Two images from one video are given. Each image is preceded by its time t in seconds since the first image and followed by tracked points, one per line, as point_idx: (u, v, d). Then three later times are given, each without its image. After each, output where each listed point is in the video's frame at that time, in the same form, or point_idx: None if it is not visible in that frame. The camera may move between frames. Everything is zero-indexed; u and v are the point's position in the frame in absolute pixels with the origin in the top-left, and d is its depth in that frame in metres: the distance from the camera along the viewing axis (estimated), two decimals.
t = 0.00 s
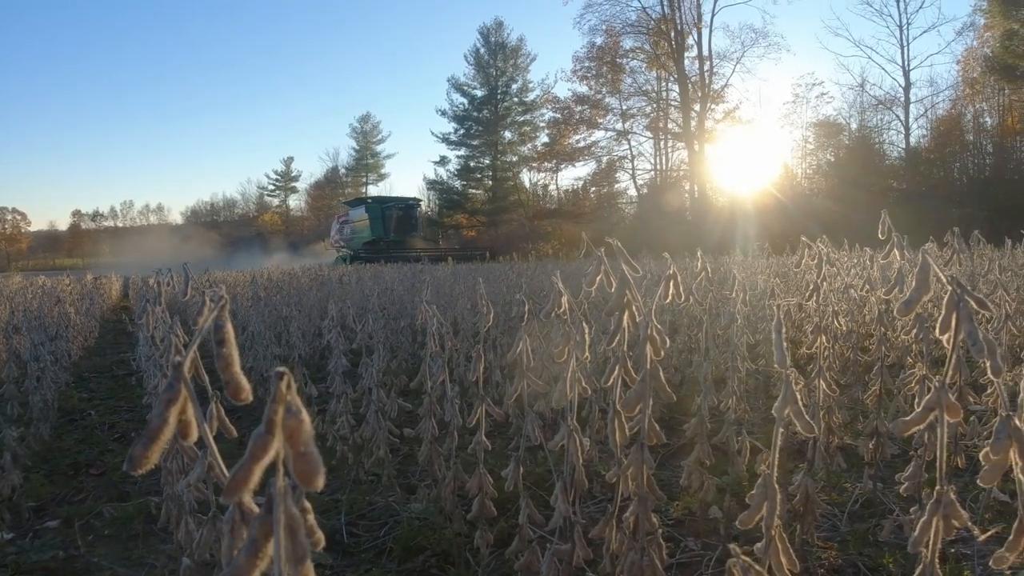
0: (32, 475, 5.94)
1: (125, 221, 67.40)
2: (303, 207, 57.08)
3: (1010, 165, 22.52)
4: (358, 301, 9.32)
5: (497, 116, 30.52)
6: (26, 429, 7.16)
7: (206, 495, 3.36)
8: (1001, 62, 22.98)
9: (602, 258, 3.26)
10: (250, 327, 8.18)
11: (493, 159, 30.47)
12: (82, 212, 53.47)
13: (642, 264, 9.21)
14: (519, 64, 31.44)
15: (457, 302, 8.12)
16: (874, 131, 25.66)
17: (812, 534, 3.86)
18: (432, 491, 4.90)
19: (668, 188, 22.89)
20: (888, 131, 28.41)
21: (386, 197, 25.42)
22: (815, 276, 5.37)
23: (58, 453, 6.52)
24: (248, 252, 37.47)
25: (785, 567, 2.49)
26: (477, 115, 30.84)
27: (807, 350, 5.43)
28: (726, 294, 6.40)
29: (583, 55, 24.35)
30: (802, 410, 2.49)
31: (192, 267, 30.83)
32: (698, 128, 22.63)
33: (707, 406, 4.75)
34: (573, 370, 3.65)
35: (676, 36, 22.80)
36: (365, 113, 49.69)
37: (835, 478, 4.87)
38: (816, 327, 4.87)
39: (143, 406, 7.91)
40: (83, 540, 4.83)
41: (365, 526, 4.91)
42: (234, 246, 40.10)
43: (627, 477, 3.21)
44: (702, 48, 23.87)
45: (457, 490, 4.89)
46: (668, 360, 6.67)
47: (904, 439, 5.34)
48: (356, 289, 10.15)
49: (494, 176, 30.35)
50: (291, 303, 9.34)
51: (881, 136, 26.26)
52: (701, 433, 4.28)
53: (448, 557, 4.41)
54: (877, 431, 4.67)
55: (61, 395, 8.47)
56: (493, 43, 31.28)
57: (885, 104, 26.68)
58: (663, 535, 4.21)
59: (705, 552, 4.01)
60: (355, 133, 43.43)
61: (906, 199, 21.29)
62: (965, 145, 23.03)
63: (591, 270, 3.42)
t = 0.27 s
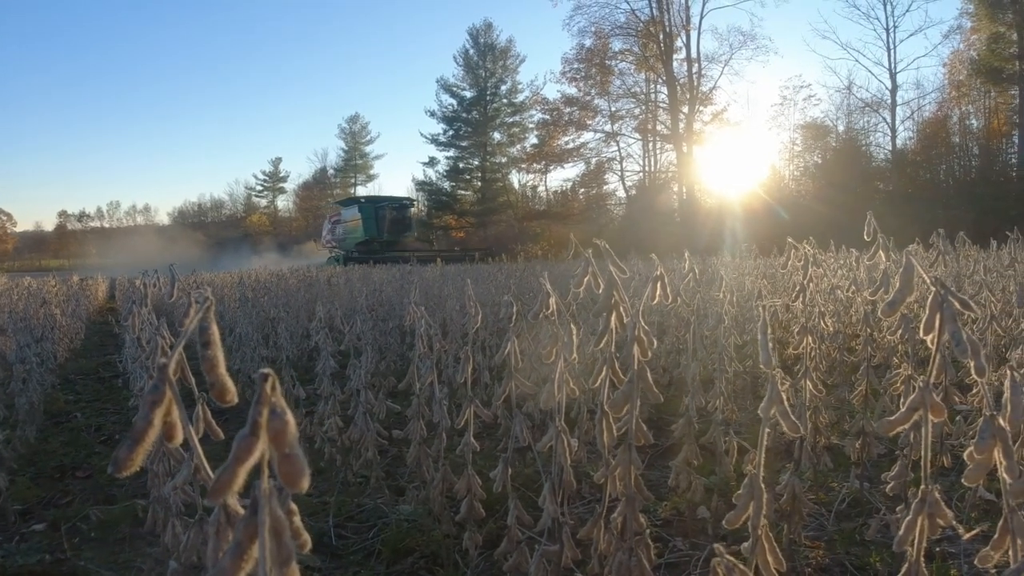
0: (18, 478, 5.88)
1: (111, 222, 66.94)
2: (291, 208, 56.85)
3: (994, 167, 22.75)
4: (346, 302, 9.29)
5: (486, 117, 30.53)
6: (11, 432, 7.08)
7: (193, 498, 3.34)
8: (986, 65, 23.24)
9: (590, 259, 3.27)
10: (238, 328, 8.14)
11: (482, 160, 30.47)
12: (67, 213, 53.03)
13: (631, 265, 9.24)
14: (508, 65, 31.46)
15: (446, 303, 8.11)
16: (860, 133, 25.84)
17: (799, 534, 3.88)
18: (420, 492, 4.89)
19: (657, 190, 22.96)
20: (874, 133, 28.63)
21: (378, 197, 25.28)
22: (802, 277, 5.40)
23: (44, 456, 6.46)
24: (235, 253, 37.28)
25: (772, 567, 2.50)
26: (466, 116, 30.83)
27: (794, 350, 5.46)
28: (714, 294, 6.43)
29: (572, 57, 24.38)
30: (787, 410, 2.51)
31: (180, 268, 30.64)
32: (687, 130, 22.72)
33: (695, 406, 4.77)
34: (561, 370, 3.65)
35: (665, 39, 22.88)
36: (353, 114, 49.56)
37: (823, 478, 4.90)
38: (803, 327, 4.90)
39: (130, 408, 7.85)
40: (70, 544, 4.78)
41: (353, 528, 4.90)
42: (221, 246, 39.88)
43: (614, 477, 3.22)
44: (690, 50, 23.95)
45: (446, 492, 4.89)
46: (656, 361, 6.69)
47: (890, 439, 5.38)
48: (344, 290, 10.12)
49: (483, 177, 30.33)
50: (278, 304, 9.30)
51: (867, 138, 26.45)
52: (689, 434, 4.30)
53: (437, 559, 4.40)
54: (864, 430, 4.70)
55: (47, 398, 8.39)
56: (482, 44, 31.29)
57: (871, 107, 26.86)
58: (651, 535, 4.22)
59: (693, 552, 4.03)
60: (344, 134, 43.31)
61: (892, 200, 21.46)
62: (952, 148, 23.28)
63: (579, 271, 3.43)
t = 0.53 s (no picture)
0: (3, 480, 5.83)
1: (98, 223, 66.50)
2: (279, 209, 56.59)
3: (980, 169, 22.94)
4: (335, 303, 9.25)
5: (475, 118, 30.53)
6: None
7: (180, 499, 3.31)
8: (974, 66, 23.78)
9: (579, 259, 3.27)
10: (226, 329, 8.10)
11: (472, 161, 30.48)
12: (53, 214, 52.63)
13: (620, 266, 9.25)
14: (498, 66, 31.46)
15: (435, 304, 8.10)
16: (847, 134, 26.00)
17: (787, 533, 3.89)
18: (409, 494, 4.87)
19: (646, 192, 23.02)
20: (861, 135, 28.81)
21: (372, 197, 25.24)
22: (790, 278, 5.43)
23: (30, 458, 6.40)
24: (223, 254, 37.10)
25: (760, 566, 2.51)
26: (455, 117, 30.80)
27: (782, 350, 5.48)
28: (702, 295, 6.45)
29: (562, 59, 24.39)
30: (774, 410, 2.52)
31: (167, 270, 30.45)
32: (675, 131, 22.79)
33: (684, 406, 4.78)
34: (550, 371, 3.65)
35: (654, 41, 22.96)
36: (342, 116, 49.43)
37: (811, 477, 4.92)
38: (790, 327, 4.93)
39: (117, 410, 7.79)
40: (57, 547, 4.74)
41: (342, 530, 4.87)
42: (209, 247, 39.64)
43: (603, 477, 3.22)
44: (679, 52, 24.03)
45: (435, 493, 4.87)
46: (645, 361, 6.70)
47: (878, 438, 5.41)
48: (333, 291, 10.08)
49: (472, 179, 30.30)
50: (267, 305, 9.26)
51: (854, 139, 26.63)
52: (678, 434, 4.31)
53: (426, 560, 4.39)
54: (852, 429, 4.72)
55: (33, 400, 8.31)
56: (471, 45, 31.28)
57: (859, 109, 27.01)
58: (641, 535, 4.22)
59: (682, 551, 4.03)
60: (333, 135, 43.18)
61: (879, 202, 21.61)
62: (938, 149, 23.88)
63: (567, 271, 3.43)
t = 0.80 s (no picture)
0: None
1: (86, 223, 66.07)
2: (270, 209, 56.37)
3: (969, 171, 23.11)
4: (326, 304, 9.23)
5: (467, 119, 30.53)
6: None
7: (170, 502, 3.29)
8: (963, 69, 23.80)
9: (570, 261, 3.28)
10: (216, 331, 8.06)
11: (463, 162, 30.47)
12: (41, 215, 52.25)
13: (612, 267, 9.27)
14: (489, 67, 31.45)
15: (426, 305, 8.09)
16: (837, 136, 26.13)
17: (778, 533, 3.90)
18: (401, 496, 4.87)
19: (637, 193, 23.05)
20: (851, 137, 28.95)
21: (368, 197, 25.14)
22: (780, 279, 5.45)
23: (19, 461, 6.35)
24: (214, 254, 36.97)
25: (751, 567, 2.51)
26: (447, 118, 30.77)
27: (772, 350, 5.51)
28: (693, 296, 6.47)
29: (553, 60, 24.42)
30: (764, 411, 2.53)
31: (157, 271, 30.28)
32: (667, 133, 22.85)
33: (674, 407, 4.80)
34: (541, 372, 3.65)
35: (645, 42, 23.01)
36: (334, 116, 49.32)
37: (801, 477, 4.95)
38: (780, 329, 4.95)
39: (107, 412, 7.74)
40: (46, 551, 4.71)
41: (334, 532, 4.86)
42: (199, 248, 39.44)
43: (594, 479, 3.22)
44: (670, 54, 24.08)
45: (426, 495, 4.87)
46: (636, 362, 6.71)
47: (867, 438, 5.44)
48: (324, 293, 10.05)
49: (464, 180, 30.28)
50: (257, 307, 9.23)
51: (844, 141, 26.75)
52: (669, 435, 4.33)
53: (418, 562, 4.37)
54: (842, 430, 4.74)
55: (22, 402, 8.24)
56: (463, 46, 31.27)
57: (849, 111, 27.14)
58: (632, 536, 4.23)
59: (673, 552, 4.04)
60: (324, 135, 43.07)
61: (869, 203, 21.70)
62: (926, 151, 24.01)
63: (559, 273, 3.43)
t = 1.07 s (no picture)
0: None
1: (76, 225, 65.70)
2: (261, 211, 56.16)
3: (958, 172, 23.28)
4: (317, 306, 9.21)
5: (459, 121, 30.54)
6: None
7: (161, 506, 3.28)
8: (953, 72, 23.89)
9: (562, 264, 3.29)
10: (207, 333, 8.04)
11: (455, 164, 30.49)
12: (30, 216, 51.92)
13: (604, 269, 9.28)
14: (481, 68, 31.44)
15: (418, 307, 8.08)
16: (827, 138, 26.25)
17: (769, 534, 3.92)
18: (393, 498, 4.86)
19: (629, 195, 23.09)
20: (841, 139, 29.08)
21: (364, 196, 24.89)
22: (771, 281, 5.48)
23: (8, 464, 6.31)
24: (204, 256, 36.86)
25: (742, 568, 2.53)
26: (439, 119, 30.77)
27: (763, 352, 5.53)
28: (684, 298, 6.49)
29: (545, 62, 24.43)
30: (755, 413, 2.54)
31: (147, 273, 30.14)
32: (658, 135, 22.90)
33: (666, 409, 4.81)
34: (533, 374, 3.66)
35: (637, 44, 23.08)
36: (325, 118, 49.23)
37: (792, 478, 4.97)
38: (771, 331, 4.97)
39: (97, 415, 7.69)
40: (36, 555, 4.68)
41: (326, 535, 4.85)
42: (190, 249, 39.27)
43: (586, 481, 3.23)
44: (662, 56, 24.13)
45: (418, 497, 4.87)
46: (627, 364, 6.73)
47: (857, 439, 5.47)
48: (315, 295, 10.02)
49: (456, 181, 30.27)
50: (248, 309, 9.20)
51: (834, 143, 26.88)
52: (660, 437, 4.35)
53: (410, 565, 4.37)
54: (832, 431, 4.77)
55: (11, 405, 8.19)
56: (454, 47, 31.26)
57: (839, 113, 27.25)
58: (624, 538, 4.24)
59: (665, 554, 4.05)
60: (316, 136, 42.96)
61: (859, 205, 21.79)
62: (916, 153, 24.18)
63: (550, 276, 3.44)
